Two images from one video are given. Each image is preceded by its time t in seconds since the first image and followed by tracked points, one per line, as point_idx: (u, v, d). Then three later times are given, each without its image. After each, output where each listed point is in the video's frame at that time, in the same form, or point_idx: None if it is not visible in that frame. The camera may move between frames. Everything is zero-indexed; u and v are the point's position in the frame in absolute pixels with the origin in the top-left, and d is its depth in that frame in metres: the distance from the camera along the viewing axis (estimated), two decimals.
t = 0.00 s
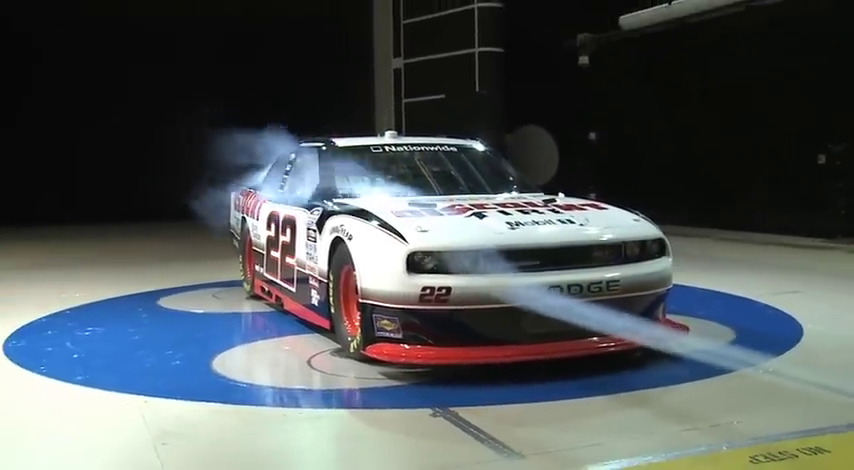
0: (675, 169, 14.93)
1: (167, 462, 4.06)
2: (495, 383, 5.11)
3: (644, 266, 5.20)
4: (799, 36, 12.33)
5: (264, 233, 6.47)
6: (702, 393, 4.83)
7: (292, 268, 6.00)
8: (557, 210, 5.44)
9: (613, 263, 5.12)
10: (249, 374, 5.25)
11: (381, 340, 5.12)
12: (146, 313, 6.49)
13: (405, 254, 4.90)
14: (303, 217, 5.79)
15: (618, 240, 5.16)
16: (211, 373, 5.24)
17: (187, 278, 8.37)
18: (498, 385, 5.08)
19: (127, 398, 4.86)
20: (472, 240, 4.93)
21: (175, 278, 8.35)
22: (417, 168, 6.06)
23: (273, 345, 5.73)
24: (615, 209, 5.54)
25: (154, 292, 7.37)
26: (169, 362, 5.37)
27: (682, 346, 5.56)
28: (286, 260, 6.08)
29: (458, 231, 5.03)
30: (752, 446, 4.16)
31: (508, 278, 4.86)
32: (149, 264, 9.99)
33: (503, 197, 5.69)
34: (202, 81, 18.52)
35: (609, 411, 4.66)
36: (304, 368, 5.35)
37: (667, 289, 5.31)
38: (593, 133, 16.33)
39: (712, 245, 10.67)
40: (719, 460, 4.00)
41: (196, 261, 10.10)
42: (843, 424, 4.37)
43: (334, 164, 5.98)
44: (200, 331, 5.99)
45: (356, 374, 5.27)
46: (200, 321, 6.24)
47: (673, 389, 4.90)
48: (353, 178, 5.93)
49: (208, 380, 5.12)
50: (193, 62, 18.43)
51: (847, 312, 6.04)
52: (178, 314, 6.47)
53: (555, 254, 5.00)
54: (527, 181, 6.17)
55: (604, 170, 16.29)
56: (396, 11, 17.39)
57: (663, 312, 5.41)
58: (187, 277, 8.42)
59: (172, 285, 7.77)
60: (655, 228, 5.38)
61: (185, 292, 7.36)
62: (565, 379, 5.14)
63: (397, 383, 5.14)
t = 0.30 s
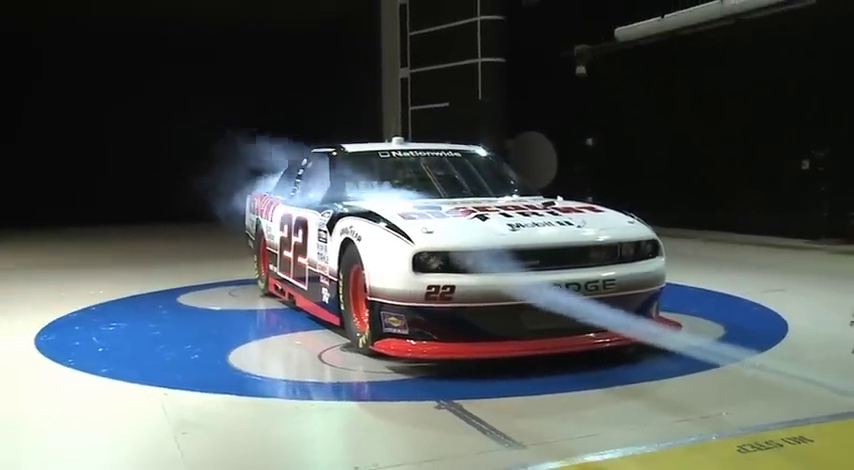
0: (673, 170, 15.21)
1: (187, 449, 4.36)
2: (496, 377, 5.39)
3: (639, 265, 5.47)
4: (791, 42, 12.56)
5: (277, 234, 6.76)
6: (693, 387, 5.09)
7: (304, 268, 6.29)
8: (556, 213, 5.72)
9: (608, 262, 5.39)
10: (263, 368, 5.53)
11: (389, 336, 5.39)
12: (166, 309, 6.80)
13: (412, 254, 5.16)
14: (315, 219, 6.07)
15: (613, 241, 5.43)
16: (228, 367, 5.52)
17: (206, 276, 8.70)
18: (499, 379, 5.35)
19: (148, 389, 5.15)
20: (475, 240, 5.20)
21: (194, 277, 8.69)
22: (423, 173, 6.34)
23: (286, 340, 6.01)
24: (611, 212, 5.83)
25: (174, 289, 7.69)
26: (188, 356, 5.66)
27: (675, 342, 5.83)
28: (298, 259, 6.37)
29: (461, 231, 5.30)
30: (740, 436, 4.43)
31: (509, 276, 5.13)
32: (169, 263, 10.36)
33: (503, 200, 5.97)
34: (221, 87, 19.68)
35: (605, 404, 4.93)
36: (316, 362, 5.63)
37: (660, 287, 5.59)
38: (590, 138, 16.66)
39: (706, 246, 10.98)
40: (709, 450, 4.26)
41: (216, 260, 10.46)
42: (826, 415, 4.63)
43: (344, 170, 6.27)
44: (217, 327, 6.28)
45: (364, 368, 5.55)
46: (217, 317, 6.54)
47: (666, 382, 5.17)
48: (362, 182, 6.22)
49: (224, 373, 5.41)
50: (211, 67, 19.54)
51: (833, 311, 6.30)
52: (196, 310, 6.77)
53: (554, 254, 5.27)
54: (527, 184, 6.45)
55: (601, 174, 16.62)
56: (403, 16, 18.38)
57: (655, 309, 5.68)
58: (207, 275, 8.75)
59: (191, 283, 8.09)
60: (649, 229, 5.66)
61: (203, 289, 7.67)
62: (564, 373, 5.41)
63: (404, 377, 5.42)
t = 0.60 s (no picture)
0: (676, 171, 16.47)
1: (204, 437, 4.63)
2: (497, 371, 5.68)
3: (633, 265, 5.76)
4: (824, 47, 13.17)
5: (289, 235, 7.07)
6: (684, 381, 5.37)
7: (314, 266, 6.59)
8: (554, 214, 6.01)
9: (604, 262, 5.68)
10: (276, 361, 5.83)
11: (396, 332, 5.67)
12: (185, 306, 7.13)
13: (417, 254, 5.42)
14: (324, 220, 6.37)
15: (608, 242, 5.72)
16: (242, 360, 5.82)
17: (221, 274, 9.05)
18: (500, 373, 5.64)
19: (168, 381, 5.47)
20: (477, 241, 5.47)
21: (209, 275, 9.04)
22: (428, 176, 6.64)
23: (297, 336, 6.31)
24: (606, 214, 6.12)
25: (192, 287, 8.01)
26: (204, 350, 5.97)
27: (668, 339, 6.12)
28: (309, 258, 6.67)
29: (464, 232, 5.58)
30: (728, 426, 4.69)
31: (510, 275, 5.39)
32: (184, 262, 10.74)
33: (504, 202, 6.26)
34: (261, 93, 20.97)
35: (601, 397, 5.20)
36: (325, 357, 5.92)
37: (652, 285, 5.88)
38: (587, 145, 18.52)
39: (701, 248, 11.39)
40: (698, 440, 4.53)
41: (228, 259, 10.85)
42: (809, 405, 4.89)
43: (353, 173, 6.57)
44: (232, 322, 6.59)
45: (372, 362, 5.84)
46: (232, 314, 6.85)
47: (658, 377, 5.45)
48: (369, 185, 6.51)
49: (238, 367, 5.71)
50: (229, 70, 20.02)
51: (814, 308, 6.71)
52: (211, 307, 7.08)
53: (552, 253, 5.55)
54: (526, 188, 6.74)
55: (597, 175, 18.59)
56: (408, 29, 19.19)
57: (646, 307, 5.98)
58: (221, 274, 9.10)
59: (207, 281, 8.42)
60: (642, 230, 5.95)
61: (219, 287, 7.99)
62: (561, 368, 5.70)
63: (409, 371, 5.71)
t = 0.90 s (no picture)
0: (671, 179, 17.13)
1: (219, 428, 4.88)
2: (497, 365, 6.00)
3: (627, 265, 6.08)
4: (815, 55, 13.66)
5: (300, 236, 7.39)
6: (675, 375, 5.67)
7: (324, 266, 6.91)
8: (552, 217, 6.33)
9: (599, 262, 5.99)
10: (287, 356, 6.14)
11: (401, 329, 5.97)
12: (202, 304, 7.47)
13: (422, 255, 5.71)
14: (334, 222, 6.68)
15: (603, 243, 6.04)
16: (256, 355, 6.14)
17: (233, 274, 9.41)
18: (500, 367, 5.96)
19: (186, 373, 5.79)
20: (479, 241, 5.77)
21: (222, 274, 9.39)
22: (431, 181, 6.97)
23: (307, 332, 6.63)
24: (601, 217, 6.45)
25: (207, 286, 8.36)
26: (220, 346, 6.30)
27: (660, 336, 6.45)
28: (319, 259, 6.99)
29: (466, 234, 5.89)
30: (715, 418, 4.95)
31: (510, 274, 5.69)
32: (195, 262, 11.11)
33: (504, 205, 6.58)
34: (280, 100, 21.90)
35: (596, 390, 5.49)
36: (334, 352, 6.23)
37: (645, 284, 6.20)
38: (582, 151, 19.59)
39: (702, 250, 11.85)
40: (687, 430, 4.78)
41: (238, 260, 11.23)
42: (791, 397, 5.20)
43: (360, 177, 6.90)
44: (246, 320, 6.92)
45: (378, 357, 6.15)
46: (246, 311, 7.18)
47: (650, 371, 5.76)
48: (376, 188, 6.84)
49: (252, 361, 6.03)
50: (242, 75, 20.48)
51: (796, 306, 7.23)
52: (227, 305, 7.41)
53: (550, 254, 5.85)
54: (526, 191, 7.06)
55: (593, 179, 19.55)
56: (414, 41, 20.00)
57: (639, 304, 6.29)
58: (232, 273, 9.46)
59: (221, 280, 8.76)
60: (636, 232, 6.28)
61: (233, 286, 8.34)
62: (558, 363, 6.02)
63: (414, 365, 6.02)
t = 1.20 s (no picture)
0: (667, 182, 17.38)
1: (232, 420, 5.11)
2: (497, 361, 6.30)
3: (620, 266, 6.39)
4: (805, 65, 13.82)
5: (310, 238, 7.72)
6: (666, 371, 5.96)
7: (332, 267, 7.22)
8: (550, 220, 6.65)
9: (594, 263, 6.29)
10: (298, 353, 6.46)
11: (406, 326, 6.26)
12: (217, 303, 7.81)
13: (426, 256, 6.00)
14: (341, 225, 7.00)
15: (598, 244, 6.34)
16: (268, 351, 6.46)
17: (247, 274, 9.78)
18: (499, 363, 6.26)
19: (202, 368, 6.10)
20: (479, 244, 6.05)
21: (237, 274, 9.77)
22: (435, 186, 7.29)
23: (317, 330, 6.96)
24: (596, 220, 6.76)
25: (223, 285, 8.72)
26: (234, 343, 6.62)
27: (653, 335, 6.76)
28: (327, 260, 7.32)
29: (467, 236, 6.19)
30: (704, 410, 5.16)
31: (509, 274, 5.98)
32: (213, 263, 11.50)
33: (504, 208, 6.89)
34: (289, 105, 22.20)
35: (590, 384, 5.78)
36: (342, 349, 6.54)
37: (637, 284, 6.52)
38: (581, 157, 20.02)
39: (698, 252, 12.27)
40: (678, 422, 4.95)
41: (253, 260, 11.61)
42: (775, 391, 5.46)
43: (368, 182, 7.22)
44: (259, 318, 7.25)
45: (384, 353, 6.46)
46: (258, 310, 7.52)
47: (642, 367, 6.06)
48: (382, 193, 7.16)
49: (264, 357, 6.34)
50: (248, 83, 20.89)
51: (780, 304, 7.60)
52: (241, 304, 7.75)
53: (547, 255, 6.15)
54: (525, 196, 7.37)
55: (592, 184, 19.94)
56: (419, 53, 20.34)
57: (633, 303, 6.61)
58: (247, 273, 9.83)
59: (235, 280, 9.12)
60: (629, 235, 6.59)
61: (246, 286, 8.69)
62: (555, 359, 6.32)
63: (418, 361, 6.32)
